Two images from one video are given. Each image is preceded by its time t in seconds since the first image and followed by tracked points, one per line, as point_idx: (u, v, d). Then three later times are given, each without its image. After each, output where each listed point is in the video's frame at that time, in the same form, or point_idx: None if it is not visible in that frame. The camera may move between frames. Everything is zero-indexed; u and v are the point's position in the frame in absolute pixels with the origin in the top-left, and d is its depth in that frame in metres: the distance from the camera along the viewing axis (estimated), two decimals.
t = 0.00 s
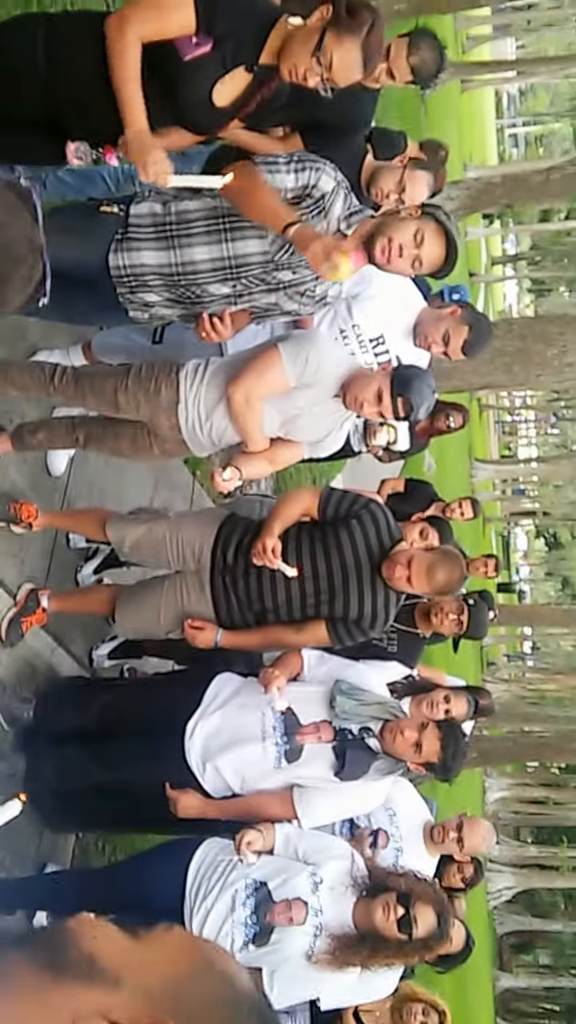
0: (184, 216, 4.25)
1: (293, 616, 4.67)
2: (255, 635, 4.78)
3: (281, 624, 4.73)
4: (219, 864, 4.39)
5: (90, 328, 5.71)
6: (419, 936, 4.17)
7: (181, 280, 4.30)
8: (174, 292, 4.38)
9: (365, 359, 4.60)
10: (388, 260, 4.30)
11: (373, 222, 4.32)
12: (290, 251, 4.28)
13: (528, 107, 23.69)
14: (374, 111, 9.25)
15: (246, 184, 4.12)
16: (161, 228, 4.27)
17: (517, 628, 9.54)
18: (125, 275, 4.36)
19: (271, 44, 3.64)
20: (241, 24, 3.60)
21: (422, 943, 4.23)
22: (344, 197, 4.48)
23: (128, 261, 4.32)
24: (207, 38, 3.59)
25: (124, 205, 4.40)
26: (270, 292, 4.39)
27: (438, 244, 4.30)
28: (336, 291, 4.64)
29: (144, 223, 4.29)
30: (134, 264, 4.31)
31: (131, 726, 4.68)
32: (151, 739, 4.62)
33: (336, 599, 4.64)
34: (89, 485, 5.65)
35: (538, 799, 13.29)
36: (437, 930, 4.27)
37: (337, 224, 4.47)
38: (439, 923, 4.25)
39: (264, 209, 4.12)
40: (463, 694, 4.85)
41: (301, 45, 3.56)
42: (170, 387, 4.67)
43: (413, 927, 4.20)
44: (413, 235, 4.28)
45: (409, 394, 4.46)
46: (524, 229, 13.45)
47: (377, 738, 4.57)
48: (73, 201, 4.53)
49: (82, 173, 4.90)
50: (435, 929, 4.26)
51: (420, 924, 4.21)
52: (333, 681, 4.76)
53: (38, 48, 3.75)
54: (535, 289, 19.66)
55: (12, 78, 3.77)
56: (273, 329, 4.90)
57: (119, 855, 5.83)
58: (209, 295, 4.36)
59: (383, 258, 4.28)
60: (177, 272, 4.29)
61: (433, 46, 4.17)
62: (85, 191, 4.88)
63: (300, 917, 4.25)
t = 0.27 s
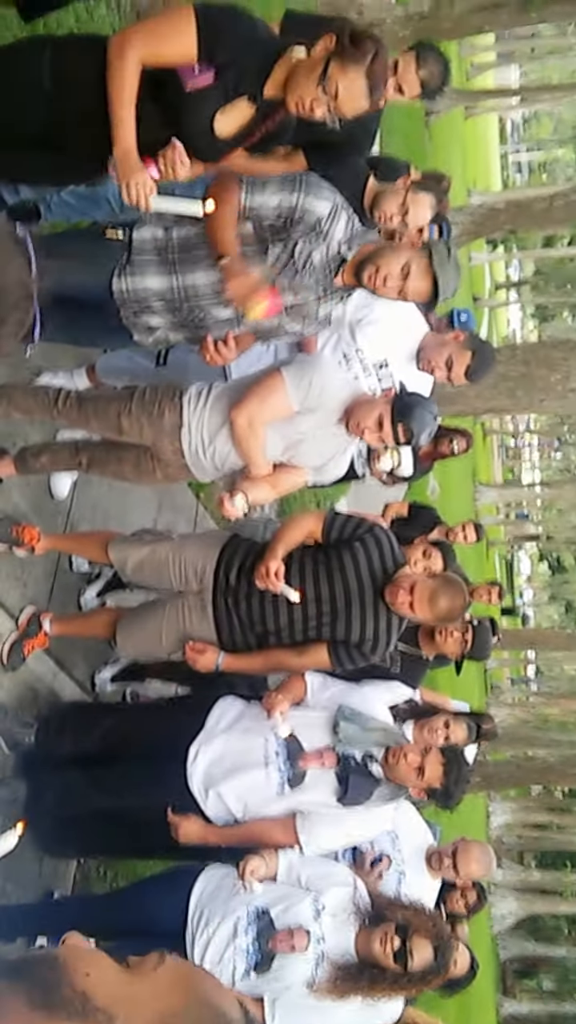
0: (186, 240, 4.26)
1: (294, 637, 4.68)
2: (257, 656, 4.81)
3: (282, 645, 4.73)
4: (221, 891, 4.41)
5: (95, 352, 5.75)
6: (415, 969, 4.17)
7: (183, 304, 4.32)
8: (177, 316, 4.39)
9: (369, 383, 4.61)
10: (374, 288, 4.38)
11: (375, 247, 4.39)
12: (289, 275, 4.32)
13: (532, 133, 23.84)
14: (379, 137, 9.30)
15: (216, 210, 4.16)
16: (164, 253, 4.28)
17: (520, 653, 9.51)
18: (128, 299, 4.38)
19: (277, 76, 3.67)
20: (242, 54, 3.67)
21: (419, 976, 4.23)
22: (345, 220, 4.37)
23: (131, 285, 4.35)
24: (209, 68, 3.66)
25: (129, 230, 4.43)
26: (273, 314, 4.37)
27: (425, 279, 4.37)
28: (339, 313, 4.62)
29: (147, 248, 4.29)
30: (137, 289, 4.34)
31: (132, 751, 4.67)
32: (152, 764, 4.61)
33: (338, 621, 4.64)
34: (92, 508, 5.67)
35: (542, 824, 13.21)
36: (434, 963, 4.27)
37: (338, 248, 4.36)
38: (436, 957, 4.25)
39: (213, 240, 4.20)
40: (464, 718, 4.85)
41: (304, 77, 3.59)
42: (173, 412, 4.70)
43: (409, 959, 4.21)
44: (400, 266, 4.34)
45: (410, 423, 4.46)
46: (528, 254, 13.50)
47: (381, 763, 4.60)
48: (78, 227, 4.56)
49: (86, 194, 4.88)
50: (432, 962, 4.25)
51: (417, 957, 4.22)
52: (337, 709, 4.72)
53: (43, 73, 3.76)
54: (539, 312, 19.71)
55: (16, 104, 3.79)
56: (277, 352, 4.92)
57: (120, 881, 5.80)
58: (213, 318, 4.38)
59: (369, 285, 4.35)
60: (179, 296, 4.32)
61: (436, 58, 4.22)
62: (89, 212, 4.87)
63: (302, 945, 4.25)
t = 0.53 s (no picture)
0: (186, 260, 4.31)
1: (295, 654, 4.69)
2: (258, 672, 4.81)
3: (283, 662, 4.75)
4: (223, 915, 4.42)
5: (98, 373, 5.76)
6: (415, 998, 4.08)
7: (183, 322, 4.39)
8: (177, 333, 4.47)
9: (372, 406, 4.61)
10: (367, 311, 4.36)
11: (376, 268, 4.38)
12: (286, 292, 4.34)
13: (534, 155, 23.97)
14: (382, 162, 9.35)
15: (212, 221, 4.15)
16: (168, 272, 4.33)
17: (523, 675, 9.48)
18: (129, 315, 4.41)
19: (284, 111, 3.69)
20: (248, 90, 3.70)
21: (419, 1005, 4.13)
22: (346, 240, 4.32)
23: (133, 302, 4.38)
24: (212, 102, 3.69)
25: (131, 246, 4.43)
26: (274, 333, 4.49)
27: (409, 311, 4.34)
28: (343, 334, 4.67)
29: (149, 265, 4.34)
30: (139, 306, 4.38)
31: (133, 774, 4.67)
32: (154, 787, 4.59)
33: (340, 638, 4.66)
34: (94, 529, 5.67)
35: (545, 846, 13.14)
36: (434, 993, 4.17)
37: (338, 267, 4.34)
38: (435, 986, 4.16)
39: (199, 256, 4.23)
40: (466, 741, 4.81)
41: (312, 108, 3.62)
42: (176, 434, 4.71)
43: (407, 987, 4.12)
44: (388, 297, 4.31)
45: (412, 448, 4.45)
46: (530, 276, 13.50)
47: (381, 786, 4.53)
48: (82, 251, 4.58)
49: (90, 216, 4.85)
50: (431, 991, 4.16)
51: (415, 986, 4.13)
52: (339, 732, 4.72)
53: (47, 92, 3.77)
54: (541, 332, 19.75)
55: (18, 119, 3.83)
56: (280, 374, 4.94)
57: (120, 904, 5.77)
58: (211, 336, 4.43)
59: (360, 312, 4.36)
60: (177, 314, 4.38)
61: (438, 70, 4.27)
62: (93, 234, 4.83)
63: (303, 971, 4.17)
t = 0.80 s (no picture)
0: (187, 276, 4.34)
1: (295, 667, 4.70)
2: (259, 686, 4.81)
3: (283, 675, 4.77)
4: (221, 939, 4.40)
5: (100, 392, 5.78)
6: None
7: (182, 337, 4.40)
8: (177, 349, 4.48)
9: (373, 427, 4.64)
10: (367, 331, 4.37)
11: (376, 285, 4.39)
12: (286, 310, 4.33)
13: (535, 175, 24.08)
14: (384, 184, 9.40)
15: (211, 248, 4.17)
16: (168, 286, 4.36)
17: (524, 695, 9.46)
18: (129, 328, 4.42)
19: (288, 139, 3.72)
20: (252, 115, 3.72)
21: None
22: (346, 258, 4.38)
23: (134, 315, 4.39)
24: (217, 128, 3.72)
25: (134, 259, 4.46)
26: (273, 351, 4.43)
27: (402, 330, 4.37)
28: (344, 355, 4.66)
29: (151, 280, 4.37)
30: (140, 319, 4.39)
31: (133, 795, 4.66)
32: (154, 807, 4.59)
33: (340, 651, 4.65)
34: (95, 547, 5.68)
35: (546, 867, 13.08)
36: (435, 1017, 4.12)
37: (338, 285, 4.38)
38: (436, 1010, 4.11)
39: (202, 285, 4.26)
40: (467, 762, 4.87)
41: (317, 133, 3.65)
42: (178, 454, 4.72)
43: (407, 1012, 4.09)
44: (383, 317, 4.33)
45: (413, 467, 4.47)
46: (531, 295, 13.54)
47: (382, 808, 4.47)
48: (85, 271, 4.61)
49: (93, 237, 4.84)
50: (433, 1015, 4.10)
51: (416, 1010, 4.09)
52: (340, 752, 4.69)
53: (55, 109, 3.81)
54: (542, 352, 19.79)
55: (25, 142, 3.84)
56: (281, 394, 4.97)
57: (119, 925, 5.75)
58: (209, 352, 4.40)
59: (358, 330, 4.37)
60: (176, 329, 4.40)
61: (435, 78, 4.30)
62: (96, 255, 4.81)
63: (302, 995, 4.18)
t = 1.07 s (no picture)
0: (188, 294, 4.34)
1: (295, 682, 4.69)
2: (259, 703, 4.78)
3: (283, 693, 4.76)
4: (219, 961, 4.35)
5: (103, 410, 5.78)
6: None
7: (184, 356, 4.42)
8: (179, 368, 4.49)
9: (374, 445, 4.65)
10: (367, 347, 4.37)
11: (378, 304, 4.40)
12: (288, 329, 4.35)
13: (536, 194, 24.19)
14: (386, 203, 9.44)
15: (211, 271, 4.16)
16: (171, 306, 4.36)
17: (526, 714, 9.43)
18: (132, 347, 4.44)
19: (294, 153, 3.72)
20: (255, 130, 3.74)
21: None
22: (347, 276, 4.36)
23: (136, 333, 4.41)
24: (220, 139, 3.73)
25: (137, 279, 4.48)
26: (275, 370, 4.47)
27: (402, 351, 4.35)
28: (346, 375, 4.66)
29: (154, 298, 4.37)
30: (142, 337, 4.41)
31: (133, 814, 4.64)
32: (154, 826, 4.57)
33: (342, 663, 4.63)
34: (97, 564, 5.67)
35: (548, 888, 13.00)
36: None
37: (339, 303, 4.37)
38: None
39: (203, 303, 4.24)
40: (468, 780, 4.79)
41: (322, 144, 3.66)
42: (181, 470, 4.72)
43: None
44: (383, 334, 4.33)
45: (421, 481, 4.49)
46: (532, 314, 13.57)
47: (382, 830, 4.45)
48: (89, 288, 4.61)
49: (97, 257, 4.87)
50: None
51: None
52: (341, 770, 4.69)
53: (63, 131, 3.85)
54: (544, 370, 19.80)
55: (36, 165, 3.87)
56: (284, 413, 4.99)
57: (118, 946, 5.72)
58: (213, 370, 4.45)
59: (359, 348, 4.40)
60: (178, 348, 4.41)
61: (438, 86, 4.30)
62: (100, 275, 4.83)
63: (301, 1017, 4.15)
